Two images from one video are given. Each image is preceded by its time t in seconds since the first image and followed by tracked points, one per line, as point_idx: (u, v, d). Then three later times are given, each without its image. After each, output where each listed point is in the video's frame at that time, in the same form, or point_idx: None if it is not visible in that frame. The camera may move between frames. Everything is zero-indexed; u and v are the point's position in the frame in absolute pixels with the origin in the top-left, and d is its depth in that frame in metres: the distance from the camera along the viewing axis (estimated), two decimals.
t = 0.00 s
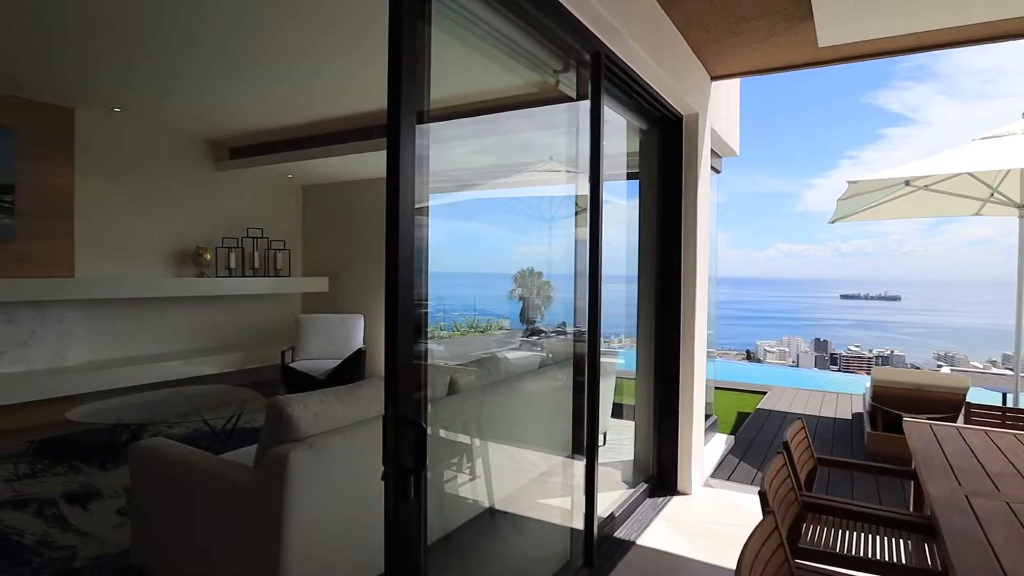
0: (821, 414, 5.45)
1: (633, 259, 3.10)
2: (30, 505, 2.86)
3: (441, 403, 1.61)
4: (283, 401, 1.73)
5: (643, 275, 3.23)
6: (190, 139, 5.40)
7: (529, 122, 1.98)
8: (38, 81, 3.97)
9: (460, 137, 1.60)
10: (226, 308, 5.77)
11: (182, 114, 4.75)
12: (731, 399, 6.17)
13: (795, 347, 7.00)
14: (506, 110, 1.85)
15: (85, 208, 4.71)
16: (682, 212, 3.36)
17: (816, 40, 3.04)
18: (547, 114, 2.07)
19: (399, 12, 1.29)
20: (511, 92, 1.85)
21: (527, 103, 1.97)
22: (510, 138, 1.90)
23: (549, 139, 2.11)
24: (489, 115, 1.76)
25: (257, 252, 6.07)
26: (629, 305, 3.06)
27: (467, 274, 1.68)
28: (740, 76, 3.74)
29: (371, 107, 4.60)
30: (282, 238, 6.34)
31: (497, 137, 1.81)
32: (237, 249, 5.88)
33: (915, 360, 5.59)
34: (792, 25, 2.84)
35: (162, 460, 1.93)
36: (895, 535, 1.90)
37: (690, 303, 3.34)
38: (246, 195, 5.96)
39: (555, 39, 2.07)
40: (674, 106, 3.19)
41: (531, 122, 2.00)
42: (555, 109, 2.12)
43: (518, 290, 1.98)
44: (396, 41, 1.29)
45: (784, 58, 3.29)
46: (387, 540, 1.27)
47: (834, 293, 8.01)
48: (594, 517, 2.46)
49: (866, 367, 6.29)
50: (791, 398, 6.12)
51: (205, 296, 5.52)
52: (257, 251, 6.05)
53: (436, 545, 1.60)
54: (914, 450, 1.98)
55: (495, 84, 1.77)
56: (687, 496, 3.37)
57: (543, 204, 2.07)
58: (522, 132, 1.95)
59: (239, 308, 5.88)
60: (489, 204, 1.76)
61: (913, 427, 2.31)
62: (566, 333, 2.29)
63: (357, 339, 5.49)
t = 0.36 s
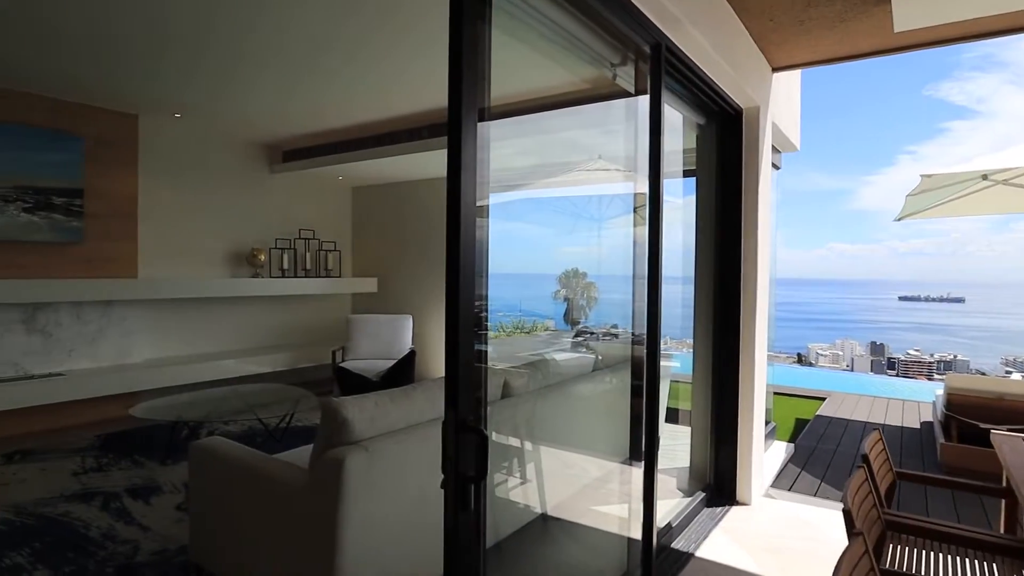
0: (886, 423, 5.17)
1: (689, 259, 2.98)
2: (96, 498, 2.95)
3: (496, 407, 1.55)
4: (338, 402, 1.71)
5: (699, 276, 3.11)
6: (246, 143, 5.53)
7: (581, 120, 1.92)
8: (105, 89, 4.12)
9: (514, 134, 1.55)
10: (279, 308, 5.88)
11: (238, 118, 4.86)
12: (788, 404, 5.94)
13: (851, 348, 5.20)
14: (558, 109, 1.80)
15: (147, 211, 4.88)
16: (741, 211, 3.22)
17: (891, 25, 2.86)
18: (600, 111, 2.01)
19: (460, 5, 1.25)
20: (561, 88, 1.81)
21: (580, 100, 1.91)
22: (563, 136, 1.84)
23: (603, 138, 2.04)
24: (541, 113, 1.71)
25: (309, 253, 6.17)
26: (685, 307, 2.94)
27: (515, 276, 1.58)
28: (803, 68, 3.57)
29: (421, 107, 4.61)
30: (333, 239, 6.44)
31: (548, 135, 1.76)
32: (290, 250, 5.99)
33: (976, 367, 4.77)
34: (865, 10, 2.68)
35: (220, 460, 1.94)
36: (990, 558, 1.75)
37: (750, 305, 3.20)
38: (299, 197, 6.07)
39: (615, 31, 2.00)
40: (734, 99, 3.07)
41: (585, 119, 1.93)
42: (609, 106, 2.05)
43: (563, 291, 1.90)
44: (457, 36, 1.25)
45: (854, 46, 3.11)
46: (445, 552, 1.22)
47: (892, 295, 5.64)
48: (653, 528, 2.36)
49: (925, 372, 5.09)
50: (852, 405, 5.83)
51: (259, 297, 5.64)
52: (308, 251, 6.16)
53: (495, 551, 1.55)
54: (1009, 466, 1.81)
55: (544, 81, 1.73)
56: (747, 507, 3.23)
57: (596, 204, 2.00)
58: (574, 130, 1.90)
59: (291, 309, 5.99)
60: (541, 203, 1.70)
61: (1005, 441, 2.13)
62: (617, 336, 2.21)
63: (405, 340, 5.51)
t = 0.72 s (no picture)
0: (954, 431, 4.89)
1: (745, 259, 2.84)
2: (150, 494, 3.01)
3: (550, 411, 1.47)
4: (387, 406, 1.67)
5: (756, 276, 2.97)
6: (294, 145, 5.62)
7: (630, 116, 1.84)
8: (160, 94, 4.22)
9: (561, 133, 1.48)
10: (325, 308, 5.95)
11: (287, 121, 4.92)
12: (846, 411, 5.69)
13: (904, 351, 4.27)
14: (607, 105, 1.72)
15: (199, 213, 4.99)
16: (801, 208, 3.07)
17: (969, 8, 2.67)
18: (652, 106, 1.92)
19: None
20: (610, 84, 1.72)
21: (632, 95, 1.84)
22: (614, 131, 1.77)
23: (656, 133, 1.95)
24: (590, 110, 1.62)
25: (355, 254, 6.23)
26: (740, 309, 2.80)
27: (558, 277, 1.49)
28: (868, 56, 3.38)
29: (466, 107, 4.57)
30: (377, 239, 6.48)
31: (597, 134, 1.68)
32: (336, 251, 6.05)
33: None
34: None
35: (269, 462, 1.93)
36: None
37: (811, 307, 3.04)
38: (345, 198, 6.13)
39: (672, 21, 1.91)
40: (794, 91, 2.92)
41: (635, 115, 1.86)
42: (660, 99, 1.96)
43: (606, 290, 1.78)
44: (515, 24, 1.19)
45: (927, 31, 2.93)
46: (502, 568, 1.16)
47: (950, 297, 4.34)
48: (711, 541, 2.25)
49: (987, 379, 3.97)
50: (914, 413, 5.54)
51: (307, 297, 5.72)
52: (353, 252, 6.21)
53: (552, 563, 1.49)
54: None
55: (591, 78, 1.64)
56: (808, 519, 3.07)
57: (644, 205, 1.92)
58: (626, 125, 1.82)
59: (337, 309, 6.06)
60: (589, 203, 1.63)
61: None
62: (670, 340, 2.12)
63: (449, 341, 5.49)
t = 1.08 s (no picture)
0: None
1: (802, 258, 2.68)
2: (197, 492, 3.02)
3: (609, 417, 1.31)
4: (433, 411, 1.59)
5: (815, 276, 2.80)
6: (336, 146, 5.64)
7: (687, 110, 1.73)
8: (207, 97, 4.28)
9: (613, 127, 1.39)
10: (367, 308, 5.97)
11: (330, 122, 4.94)
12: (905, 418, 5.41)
13: (958, 354, 3.58)
14: (664, 95, 1.62)
15: (245, 214, 5.06)
16: (864, 204, 2.88)
17: None
18: (711, 99, 1.81)
19: None
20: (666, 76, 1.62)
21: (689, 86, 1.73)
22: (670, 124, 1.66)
23: (707, 127, 1.81)
24: (643, 102, 1.53)
25: (396, 254, 6.23)
26: (798, 312, 2.64)
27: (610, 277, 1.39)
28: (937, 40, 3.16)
29: (508, 105, 4.49)
30: (418, 240, 6.47)
31: (652, 128, 1.59)
32: (377, 251, 6.06)
33: None
34: None
35: (312, 466, 1.89)
36: None
37: (875, 309, 2.86)
38: (386, 198, 6.14)
39: (731, 5, 1.78)
40: (857, 79, 2.74)
41: (692, 108, 1.74)
42: (718, 92, 1.84)
43: (642, 292, 1.60)
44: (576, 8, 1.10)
45: (1007, 10, 2.71)
46: None
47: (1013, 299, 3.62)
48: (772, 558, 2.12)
49: None
50: (981, 421, 5.22)
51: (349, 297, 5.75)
52: (394, 252, 6.22)
53: None
54: None
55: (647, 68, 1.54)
56: (872, 535, 2.89)
57: (692, 203, 1.78)
58: (684, 119, 1.72)
59: (378, 309, 6.07)
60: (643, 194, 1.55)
61: None
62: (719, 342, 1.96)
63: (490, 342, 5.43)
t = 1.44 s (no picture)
0: None
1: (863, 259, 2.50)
2: (231, 495, 3.00)
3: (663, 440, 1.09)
4: (474, 419, 1.51)
5: (874, 277, 2.63)
6: (369, 147, 5.62)
7: (731, 105, 1.55)
8: (242, 99, 4.28)
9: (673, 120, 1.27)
10: (400, 309, 5.94)
11: (364, 122, 4.91)
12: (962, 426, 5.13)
13: (1003, 358, 3.44)
14: (710, 89, 1.44)
15: (279, 215, 5.07)
16: (927, 200, 2.70)
17: None
18: (756, 96, 1.64)
19: None
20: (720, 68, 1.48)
21: (740, 81, 1.57)
22: (712, 120, 1.48)
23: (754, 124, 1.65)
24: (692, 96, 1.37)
25: (428, 255, 6.19)
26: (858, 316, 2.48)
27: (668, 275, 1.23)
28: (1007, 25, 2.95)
29: (543, 102, 4.39)
30: (451, 240, 6.41)
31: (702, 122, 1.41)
32: (410, 252, 6.03)
33: None
34: None
35: (347, 474, 1.82)
36: None
37: (940, 313, 2.68)
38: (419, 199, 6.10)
39: None
40: (921, 67, 2.56)
41: (738, 104, 1.57)
42: (763, 89, 1.67)
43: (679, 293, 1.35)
44: None
45: None
46: None
47: None
48: None
49: None
50: None
51: (382, 299, 5.72)
52: (427, 253, 6.17)
53: None
54: None
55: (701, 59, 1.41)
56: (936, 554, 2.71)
57: (731, 207, 1.58)
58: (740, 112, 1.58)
59: (411, 310, 6.03)
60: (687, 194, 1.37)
61: None
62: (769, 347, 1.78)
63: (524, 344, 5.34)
